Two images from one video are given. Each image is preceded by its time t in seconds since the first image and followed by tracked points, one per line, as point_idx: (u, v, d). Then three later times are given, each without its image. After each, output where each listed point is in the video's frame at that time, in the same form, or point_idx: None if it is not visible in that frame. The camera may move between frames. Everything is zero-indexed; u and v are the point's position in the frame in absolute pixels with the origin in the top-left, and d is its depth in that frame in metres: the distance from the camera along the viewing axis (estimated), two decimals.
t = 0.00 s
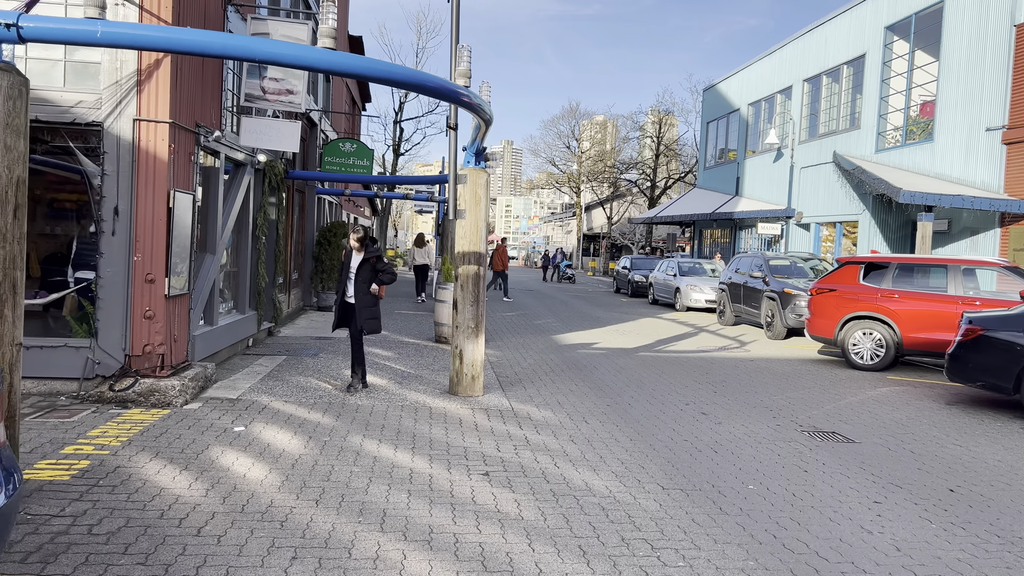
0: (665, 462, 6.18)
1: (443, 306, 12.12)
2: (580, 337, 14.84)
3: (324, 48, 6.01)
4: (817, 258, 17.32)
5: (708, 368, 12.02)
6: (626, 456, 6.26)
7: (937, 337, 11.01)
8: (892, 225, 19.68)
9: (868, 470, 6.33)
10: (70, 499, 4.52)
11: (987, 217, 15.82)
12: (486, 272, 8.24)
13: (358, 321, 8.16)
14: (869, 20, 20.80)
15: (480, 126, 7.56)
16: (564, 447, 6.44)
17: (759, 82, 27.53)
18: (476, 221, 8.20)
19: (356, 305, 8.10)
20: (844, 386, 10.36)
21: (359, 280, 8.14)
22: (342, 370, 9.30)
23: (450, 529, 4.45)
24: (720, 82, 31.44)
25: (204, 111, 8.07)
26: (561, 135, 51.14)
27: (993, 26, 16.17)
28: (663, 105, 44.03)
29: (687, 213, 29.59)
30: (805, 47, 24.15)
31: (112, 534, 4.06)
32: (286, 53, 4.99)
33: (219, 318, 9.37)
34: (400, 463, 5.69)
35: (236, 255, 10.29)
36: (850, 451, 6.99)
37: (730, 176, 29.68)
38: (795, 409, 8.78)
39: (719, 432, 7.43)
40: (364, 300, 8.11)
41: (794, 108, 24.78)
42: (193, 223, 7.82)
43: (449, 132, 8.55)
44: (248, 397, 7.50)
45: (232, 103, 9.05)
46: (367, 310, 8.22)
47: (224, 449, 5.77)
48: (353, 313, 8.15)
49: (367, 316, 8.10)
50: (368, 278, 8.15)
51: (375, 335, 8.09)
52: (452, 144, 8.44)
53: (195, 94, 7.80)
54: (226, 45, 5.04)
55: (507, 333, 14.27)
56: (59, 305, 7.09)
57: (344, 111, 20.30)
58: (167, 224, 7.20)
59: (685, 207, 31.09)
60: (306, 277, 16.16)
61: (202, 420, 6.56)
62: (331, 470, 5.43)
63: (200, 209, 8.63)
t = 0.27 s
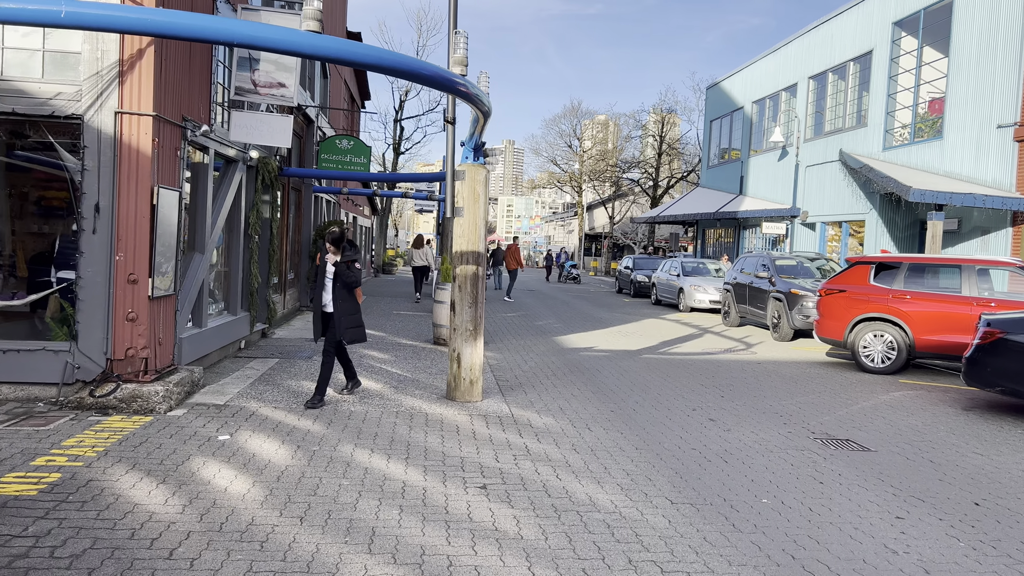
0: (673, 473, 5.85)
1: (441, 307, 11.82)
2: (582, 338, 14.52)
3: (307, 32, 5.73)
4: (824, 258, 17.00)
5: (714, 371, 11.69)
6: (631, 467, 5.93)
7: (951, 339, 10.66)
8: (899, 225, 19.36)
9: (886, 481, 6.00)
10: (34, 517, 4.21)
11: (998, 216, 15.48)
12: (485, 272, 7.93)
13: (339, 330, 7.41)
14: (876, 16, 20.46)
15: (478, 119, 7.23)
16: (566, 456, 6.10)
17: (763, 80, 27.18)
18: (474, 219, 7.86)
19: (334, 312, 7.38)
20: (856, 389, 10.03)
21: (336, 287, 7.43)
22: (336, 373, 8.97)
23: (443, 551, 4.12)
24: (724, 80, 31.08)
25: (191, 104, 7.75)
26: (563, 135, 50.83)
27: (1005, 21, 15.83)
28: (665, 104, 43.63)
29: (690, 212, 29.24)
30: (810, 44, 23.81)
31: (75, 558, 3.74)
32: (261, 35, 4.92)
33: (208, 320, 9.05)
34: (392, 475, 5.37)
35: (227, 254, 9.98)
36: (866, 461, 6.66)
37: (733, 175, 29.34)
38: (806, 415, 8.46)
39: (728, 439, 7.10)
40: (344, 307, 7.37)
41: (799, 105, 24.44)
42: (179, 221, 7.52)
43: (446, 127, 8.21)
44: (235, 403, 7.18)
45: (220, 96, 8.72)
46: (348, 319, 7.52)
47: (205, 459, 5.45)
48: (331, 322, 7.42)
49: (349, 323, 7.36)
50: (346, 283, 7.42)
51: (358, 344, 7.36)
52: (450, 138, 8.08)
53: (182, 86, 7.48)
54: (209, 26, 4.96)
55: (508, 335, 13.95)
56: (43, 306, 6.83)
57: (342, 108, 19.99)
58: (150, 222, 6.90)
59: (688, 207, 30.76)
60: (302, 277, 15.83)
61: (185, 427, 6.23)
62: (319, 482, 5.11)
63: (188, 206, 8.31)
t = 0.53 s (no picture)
0: (681, 484, 5.53)
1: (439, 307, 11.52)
2: (584, 339, 14.20)
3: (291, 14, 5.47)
4: (830, 257, 16.68)
5: (721, 372, 11.37)
6: (637, 477, 5.61)
7: (965, 341, 10.32)
8: (907, 224, 19.04)
9: (905, 492, 5.67)
10: None
11: (1010, 215, 15.13)
12: (483, 270, 7.60)
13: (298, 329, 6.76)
14: (883, 11, 20.11)
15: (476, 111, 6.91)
16: (568, 465, 5.78)
17: (768, 76, 26.83)
18: (473, 215, 7.55)
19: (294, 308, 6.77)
20: (868, 392, 9.71)
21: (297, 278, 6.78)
22: (329, 376, 8.66)
23: (434, 572, 3.79)
24: (728, 77, 30.71)
25: (177, 95, 7.43)
26: (565, 133, 50.52)
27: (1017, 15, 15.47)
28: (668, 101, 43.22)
29: (693, 211, 28.89)
30: (816, 40, 23.45)
31: None
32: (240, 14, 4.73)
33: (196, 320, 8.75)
34: (383, 486, 5.04)
35: (217, 252, 9.67)
36: (883, 469, 6.34)
37: (738, 173, 28.99)
38: (818, 419, 8.13)
39: (738, 445, 6.78)
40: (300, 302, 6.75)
41: (805, 102, 24.09)
42: (165, 218, 7.22)
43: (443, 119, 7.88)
44: (222, 408, 6.87)
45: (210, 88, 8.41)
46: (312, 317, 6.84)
47: (185, 468, 5.14)
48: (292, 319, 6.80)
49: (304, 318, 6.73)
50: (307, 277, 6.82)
51: (309, 344, 6.63)
52: (447, 130, 7.73)
53: (167, 76, 7.17)
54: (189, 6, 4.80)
55: (509, 336, 13.64)
56: (23, 306, 6.55)
57: (341, 105, 19.68)
58: (132, 218, 6.58)
59: (691, 206, 30.44)
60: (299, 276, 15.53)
61: (166, 434, 5.91)
62: (303, 494, 4.79)
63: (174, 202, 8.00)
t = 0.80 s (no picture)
0: (696, 497, 5.18)
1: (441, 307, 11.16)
2: (589, 340, 13.84)
3: None
4: (841, 256, 16.31)
5: (731, 375, 11.01)
6: (648, 490, 5.26)
7: (986, 343, 9.93)
8: (918, 222, 18.65)
9: (935, 507, 5.31)
10: None
11: None
12: (484, 270, 7.24)
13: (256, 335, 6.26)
14: (894, 5, 19.70)
15: (478, 101, 6.54)
16: (574, 477, 5.42)
17: (775, 73, 26.43)
18: (474, 211, 7.20)
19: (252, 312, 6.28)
20: (886, 396, 9.34)
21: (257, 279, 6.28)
22: (324, 379, 8.31)
23: None
24: (734, 74, 30.29)
25: (164, 86, 7.10)
26: (568, 132, 50.17)
27: None
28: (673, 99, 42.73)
29: (699, 210, 28.51)
30: (824, 36, 23.06)
31: None
32: None
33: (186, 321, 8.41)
34: (375, 501, 4.69)
35: (210, 251, 9.34)
36: (910, 481, 5.96)
37: (744, 171, 28.60)
38: (835, 425, 7.77)
39: (754, 455, 6.42)
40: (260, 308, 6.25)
41: (813, 99, 23.69)
42: (151, 214, 6.88)
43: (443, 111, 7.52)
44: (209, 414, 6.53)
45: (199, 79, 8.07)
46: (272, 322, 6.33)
47: (164, 481, 4.80)
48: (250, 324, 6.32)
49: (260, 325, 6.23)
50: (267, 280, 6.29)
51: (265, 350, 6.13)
52: (448, 122, 7.36)
53: (153, 65, 6.83)
54: None
55: (512, 337, 13.30)
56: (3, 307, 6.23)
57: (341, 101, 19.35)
58: (115, 214, 6.24)
59: (697, 204, 30.07)
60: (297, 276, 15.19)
61: (148, 443, 5.56)
62: (290, 511, 4.45)
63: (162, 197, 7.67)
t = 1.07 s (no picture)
0: (724, 521, 4.81)
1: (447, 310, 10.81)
2: (599, 343, 13.48)
3: None
4: (855, 256, 15.93)
5: (747, 381, 10.64)
6: (672, 512, 4.89)
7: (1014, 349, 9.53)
8: (934, 222, 18.25)
9: (982, 530, 4.94)
10: None
11: None
12: (494, 273, 6.89)
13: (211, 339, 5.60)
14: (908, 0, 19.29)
15: (487, 96, 6.18)
16: (592, 497, 5.06)
17: (784, 71, 26.03)
18: (483, 212, 6.85)
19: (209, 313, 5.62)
20: (911, 404, 8.96)
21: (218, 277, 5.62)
22: (326, 387, 7.96)
23: None
24: (742, 72, 29.88)
25: (158, 80, 6.76)
26: (573, 131, 49.79)
27: None
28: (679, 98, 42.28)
29: (707, 209, 28.12)
30: (836, 33, 22.66)
31: None
32: None
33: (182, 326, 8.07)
34: (379, 527, 4.33)
35: (207, 253, 9.00)
36: (949, 499, 5.59)
37: (753, 171, 28.20)
38: (862, 436, 7.40)
39: (780, 470, 6.06)
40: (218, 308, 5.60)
41: (824, 97, 23.29)
42: (143, 214, 6.53)
43: (450, 106, 7.14)
44: (204, 426, 6.18)
45: (196, 74, 7.73)
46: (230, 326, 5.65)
47: (151, 504, 4.44)
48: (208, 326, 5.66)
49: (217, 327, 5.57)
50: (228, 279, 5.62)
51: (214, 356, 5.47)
52: (456, 118, 6.99)
53: (146, 58, 6.49)
54: None
55: (519, 340, 12.95)
56: None
57: (344, 99, 19.02)
58: (103, 214, 5.90)
59: (704, 204, 29.68)
60: (300, 277, 14.85)
61: (137, 459, 5.22)
62: (287, 538, 4.09)
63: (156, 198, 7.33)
